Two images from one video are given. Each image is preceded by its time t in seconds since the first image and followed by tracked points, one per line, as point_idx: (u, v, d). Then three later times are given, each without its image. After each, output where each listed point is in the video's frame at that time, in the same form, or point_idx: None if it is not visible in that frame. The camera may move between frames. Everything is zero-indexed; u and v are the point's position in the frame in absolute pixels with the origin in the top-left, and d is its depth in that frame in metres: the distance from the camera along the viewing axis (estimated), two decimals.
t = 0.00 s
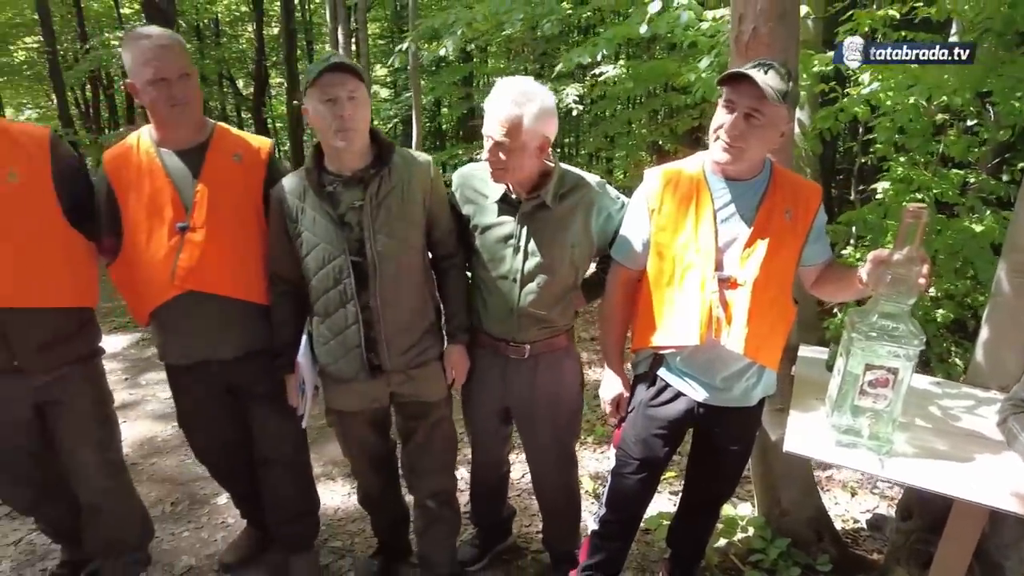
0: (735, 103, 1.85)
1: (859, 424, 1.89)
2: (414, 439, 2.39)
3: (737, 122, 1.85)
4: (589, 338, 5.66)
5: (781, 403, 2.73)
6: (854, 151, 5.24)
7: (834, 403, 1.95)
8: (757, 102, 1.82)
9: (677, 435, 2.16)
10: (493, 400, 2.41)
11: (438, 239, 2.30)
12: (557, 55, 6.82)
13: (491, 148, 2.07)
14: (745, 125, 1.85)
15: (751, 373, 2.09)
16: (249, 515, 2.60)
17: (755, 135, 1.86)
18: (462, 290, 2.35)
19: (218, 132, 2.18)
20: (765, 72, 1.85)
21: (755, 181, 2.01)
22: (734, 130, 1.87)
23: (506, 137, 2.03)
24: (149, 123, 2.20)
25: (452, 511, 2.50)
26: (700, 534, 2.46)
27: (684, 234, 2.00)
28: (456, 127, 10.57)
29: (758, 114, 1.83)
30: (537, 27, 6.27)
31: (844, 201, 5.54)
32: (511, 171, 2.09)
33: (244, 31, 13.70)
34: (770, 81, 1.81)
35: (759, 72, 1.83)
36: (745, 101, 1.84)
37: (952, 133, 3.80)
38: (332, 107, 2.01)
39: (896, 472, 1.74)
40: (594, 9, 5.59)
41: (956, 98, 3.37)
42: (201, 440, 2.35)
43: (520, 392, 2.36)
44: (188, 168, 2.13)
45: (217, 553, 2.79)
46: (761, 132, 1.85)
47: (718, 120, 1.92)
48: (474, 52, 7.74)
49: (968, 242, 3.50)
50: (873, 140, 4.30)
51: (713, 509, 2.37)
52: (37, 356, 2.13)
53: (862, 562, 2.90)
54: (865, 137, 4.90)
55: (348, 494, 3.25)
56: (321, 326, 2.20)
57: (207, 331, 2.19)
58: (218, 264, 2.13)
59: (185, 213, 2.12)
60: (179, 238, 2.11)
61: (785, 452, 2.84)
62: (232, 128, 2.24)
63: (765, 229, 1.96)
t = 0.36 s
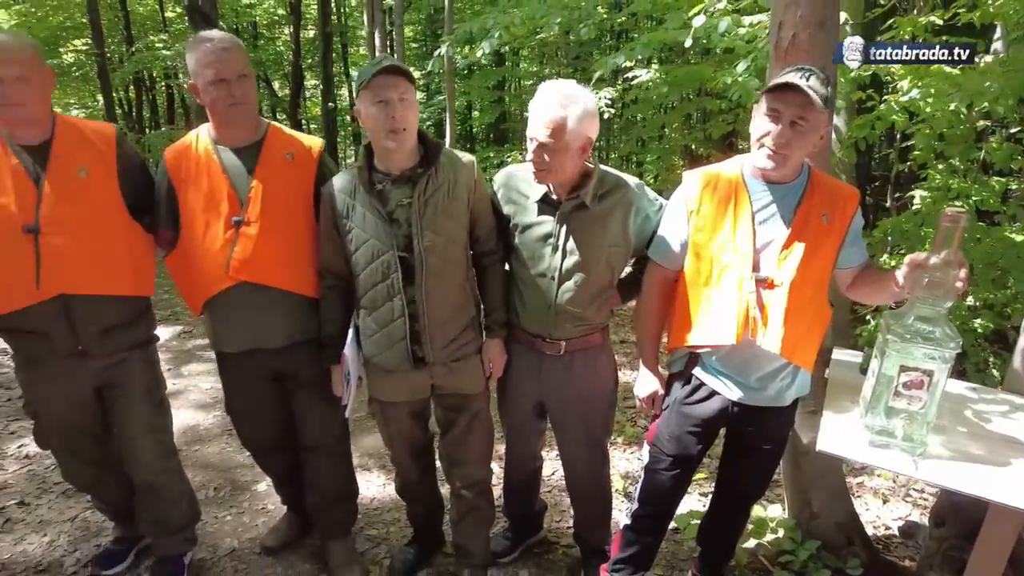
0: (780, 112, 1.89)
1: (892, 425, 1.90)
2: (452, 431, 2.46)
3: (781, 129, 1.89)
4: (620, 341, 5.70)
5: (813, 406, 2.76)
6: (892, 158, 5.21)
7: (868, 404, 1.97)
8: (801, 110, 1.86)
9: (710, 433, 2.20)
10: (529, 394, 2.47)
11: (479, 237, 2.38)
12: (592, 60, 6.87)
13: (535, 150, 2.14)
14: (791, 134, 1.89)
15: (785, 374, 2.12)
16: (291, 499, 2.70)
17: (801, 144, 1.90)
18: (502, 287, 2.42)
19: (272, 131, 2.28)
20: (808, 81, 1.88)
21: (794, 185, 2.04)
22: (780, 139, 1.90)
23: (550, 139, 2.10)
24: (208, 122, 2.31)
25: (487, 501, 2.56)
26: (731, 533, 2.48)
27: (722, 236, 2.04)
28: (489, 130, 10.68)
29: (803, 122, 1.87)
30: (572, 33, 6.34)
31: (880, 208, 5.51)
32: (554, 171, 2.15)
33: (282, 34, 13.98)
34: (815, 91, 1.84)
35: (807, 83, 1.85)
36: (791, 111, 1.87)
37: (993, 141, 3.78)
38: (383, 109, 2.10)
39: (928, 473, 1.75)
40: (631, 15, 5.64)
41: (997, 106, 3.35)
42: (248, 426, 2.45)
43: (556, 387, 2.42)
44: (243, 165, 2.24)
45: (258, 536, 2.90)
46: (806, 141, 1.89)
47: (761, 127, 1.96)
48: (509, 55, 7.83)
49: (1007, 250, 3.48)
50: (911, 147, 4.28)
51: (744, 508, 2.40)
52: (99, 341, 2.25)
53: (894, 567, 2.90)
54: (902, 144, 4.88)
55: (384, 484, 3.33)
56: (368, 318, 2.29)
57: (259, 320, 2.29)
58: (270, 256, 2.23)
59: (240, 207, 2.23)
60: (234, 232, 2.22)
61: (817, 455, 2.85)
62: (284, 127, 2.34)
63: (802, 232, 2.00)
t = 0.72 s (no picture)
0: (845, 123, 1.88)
1: (935, 428, 1.88)
2: (493, 426, 2.52)
3: (841, 138, 1.89)
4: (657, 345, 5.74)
5: (854, 411, 2.75)
6: (938, 162, 5.12)
7: (911, 407, 1.95)
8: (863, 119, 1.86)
9: (749, 433, 2.22)
10: (568, 391, 2.52)
11: (521, 237, 2.44)
12: (630, 63, 6.88)
13: (575, 133, 2.21)
14: (854, 142, 1.89)
15: (827, 375, 2.13)
16: (336, 488, 2.79)
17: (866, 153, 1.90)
18: (543, 285, 2.47)
19: (325, 133, 2.38)
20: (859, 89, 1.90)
21: (838, 187, 2.05)
22: (841, 148, 1.90)
23: (588, 122, 2.17)
24: (265, 124, 2.41)
25: (526, 496, 2.61)
26: (768, 535, 2.49)
27: (765, 237, 2.06)
28: (526, 133, 10.74)
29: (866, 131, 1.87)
30: (611, 36, 6.37)
31: (926, 213, 5.41)
32: (591, 157, 2.21)
33: (323, 38, 14.23)
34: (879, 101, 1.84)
35: (867, 95, 1.86)
36: (856, 122, 1.87)
37: None
38: (427, 113, 2.17)
39: (973, 478, 1.72)
40: (670, 18, 5.64)
41: None
42: (297, 416, 2.54)
43: (595, 385, 2.46)
44: (299, 165, 2.34)
45: (303, 524, 2.99)
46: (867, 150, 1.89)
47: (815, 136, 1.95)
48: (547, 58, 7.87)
49: None
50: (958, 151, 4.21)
51: (782, 510, 2.40)
52: (160, 331, 2.36)
53: None
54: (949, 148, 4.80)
55: (423, 478, 3.41)
56: (414, 314, 2.36)
57: (311, 315, 2.38)
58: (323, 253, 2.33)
59: (296, 206, 2.33)
60: (289, 229, 2.31)
61: (857, 460, 2.84)
62: (338, 130, 2.43)
63: (847, 234, 2.01)
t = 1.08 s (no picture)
0: (898, 127, 1.87)
1: (993, 439, 1.83)
2: (538, 426, 2.55)
3: (896, 143, 1.88)
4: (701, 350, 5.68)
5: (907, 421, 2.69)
6: (1000, 167, 4.96)
7: (965, 417, 1.91)
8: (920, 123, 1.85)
9: (798, 439, 2.20)
10: (612, 393, 2.53)
11: (567, 239, 2.47)
12: (677, 66, 6.84)
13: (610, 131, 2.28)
14: (906, 147, 1.88)
15: (878, 382, 2.10)
16: (383, 482, 2.86)
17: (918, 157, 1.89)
18: (589, 287, 2.49)
19: (381, 137, 2.46)
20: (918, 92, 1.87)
21: (893, 191, 2.03)
22: (894, 152, 1.89)
23: (621, 119, 2.23)
24: (323, 127, 2.50)
25: (570, 496, 2.64)
26: (814, 545, 2.44)
27: (817, 241, 2.05)
28: (571, 137, 10.74)
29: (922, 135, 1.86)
30: (659, 40, 6.34)
31: (986, 220, 5.24)
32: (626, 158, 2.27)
33: (371, 43, 14.47)
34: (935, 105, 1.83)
35: (925, 98, 1.84)
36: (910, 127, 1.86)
37: None
38: (481, 118, 2.22)
39: None
40: (718, 21, 5.59)
41: None
42: (348, 411, 2.61)
43: (639, 387, 2.46)
44: (355, 167, 2.42)
45: (350, 517, 3.07)
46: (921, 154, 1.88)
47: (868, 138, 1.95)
48: (592, 62, 7.88)
49: None
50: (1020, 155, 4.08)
51: (830, 519, 2.37)
52: (222, 325, 2.46)
53: None
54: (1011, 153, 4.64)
55: (467, 476, 3.46)
56: (461, 314, 2.41)
57: (362, 312, 2.45)
58: (374, 253, 2.40)
59: (351, 206, 2.41)
60: (345, 228, 2.39)
61: (910, 471, 2.78)
62: (392, 134, 2.51)
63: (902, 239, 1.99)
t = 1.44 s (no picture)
0: (949, 134, 1.84)
1: None
2: (583, 430, 2.57)
3: (949, 151, 1.86)
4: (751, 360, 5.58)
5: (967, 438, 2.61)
6: None
7: None
8: (974, 130, 1.82)
9: (850, 452, 2.16)
10: (658, 399, 2.53)
11: (615, 244, 2.48)
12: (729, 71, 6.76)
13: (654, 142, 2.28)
14: (956, 154, 1.85)
15: (935, 397, 2.05)
16: (430, 480, 2.91)
17: (969, 164, 1.86)
18: (636, 293, 2.50)
19: (435, 143, 2.52)
20: (978, 96, 1.81)
21: (954, 202, 1.98)
22: (948, 160, 1.86)
23: (662, 126, 2.24)
24: (381, 133, 2.58)
25: (614, 500, 2.64)
26: (865, 566, 2.37)
27: (873, 251, 2.02)
28: (621, 142, 10.69)
29: (976, 142, 1.83)
30: (712, 44, 6.27)
31: None
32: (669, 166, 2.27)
33: (422, 49, 14.65)
34: (988, 111, 1.80)
35: (980, 102, 1.80)
36: (962, 132, 1.83)
37: None
38: (534, 126, 2.26)
39: None
40: (773, 25, 5.51)
41: None
42: (397, 408, 2.68)
43: (686, 394, 2.46)
44: (410, 172, 2.49)
45: (397, 513, 3.13)
46: (976, 162, 1.85)
47: (921, 144, 1.93)
48: (643, 66, 7.83)
49: None
50: None
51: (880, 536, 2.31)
52: (278, 322, 2.55)
53: None
54: None
55: (512, 478, 3.49)
56: (508, 316, 2.45)
57: (412, 314, 2.50)
58: (427, 257, 2.46)
59: (405, 210, 2.47)
60: (400, 232, 2.46)
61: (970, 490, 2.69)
62: (447, 140, 2.57)
63: (962, 251, 1.95)
